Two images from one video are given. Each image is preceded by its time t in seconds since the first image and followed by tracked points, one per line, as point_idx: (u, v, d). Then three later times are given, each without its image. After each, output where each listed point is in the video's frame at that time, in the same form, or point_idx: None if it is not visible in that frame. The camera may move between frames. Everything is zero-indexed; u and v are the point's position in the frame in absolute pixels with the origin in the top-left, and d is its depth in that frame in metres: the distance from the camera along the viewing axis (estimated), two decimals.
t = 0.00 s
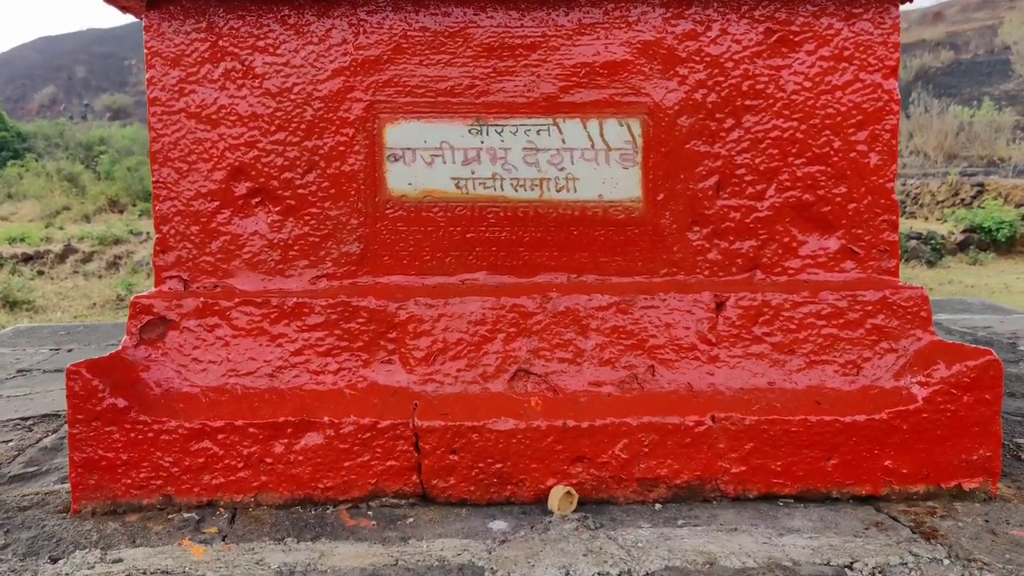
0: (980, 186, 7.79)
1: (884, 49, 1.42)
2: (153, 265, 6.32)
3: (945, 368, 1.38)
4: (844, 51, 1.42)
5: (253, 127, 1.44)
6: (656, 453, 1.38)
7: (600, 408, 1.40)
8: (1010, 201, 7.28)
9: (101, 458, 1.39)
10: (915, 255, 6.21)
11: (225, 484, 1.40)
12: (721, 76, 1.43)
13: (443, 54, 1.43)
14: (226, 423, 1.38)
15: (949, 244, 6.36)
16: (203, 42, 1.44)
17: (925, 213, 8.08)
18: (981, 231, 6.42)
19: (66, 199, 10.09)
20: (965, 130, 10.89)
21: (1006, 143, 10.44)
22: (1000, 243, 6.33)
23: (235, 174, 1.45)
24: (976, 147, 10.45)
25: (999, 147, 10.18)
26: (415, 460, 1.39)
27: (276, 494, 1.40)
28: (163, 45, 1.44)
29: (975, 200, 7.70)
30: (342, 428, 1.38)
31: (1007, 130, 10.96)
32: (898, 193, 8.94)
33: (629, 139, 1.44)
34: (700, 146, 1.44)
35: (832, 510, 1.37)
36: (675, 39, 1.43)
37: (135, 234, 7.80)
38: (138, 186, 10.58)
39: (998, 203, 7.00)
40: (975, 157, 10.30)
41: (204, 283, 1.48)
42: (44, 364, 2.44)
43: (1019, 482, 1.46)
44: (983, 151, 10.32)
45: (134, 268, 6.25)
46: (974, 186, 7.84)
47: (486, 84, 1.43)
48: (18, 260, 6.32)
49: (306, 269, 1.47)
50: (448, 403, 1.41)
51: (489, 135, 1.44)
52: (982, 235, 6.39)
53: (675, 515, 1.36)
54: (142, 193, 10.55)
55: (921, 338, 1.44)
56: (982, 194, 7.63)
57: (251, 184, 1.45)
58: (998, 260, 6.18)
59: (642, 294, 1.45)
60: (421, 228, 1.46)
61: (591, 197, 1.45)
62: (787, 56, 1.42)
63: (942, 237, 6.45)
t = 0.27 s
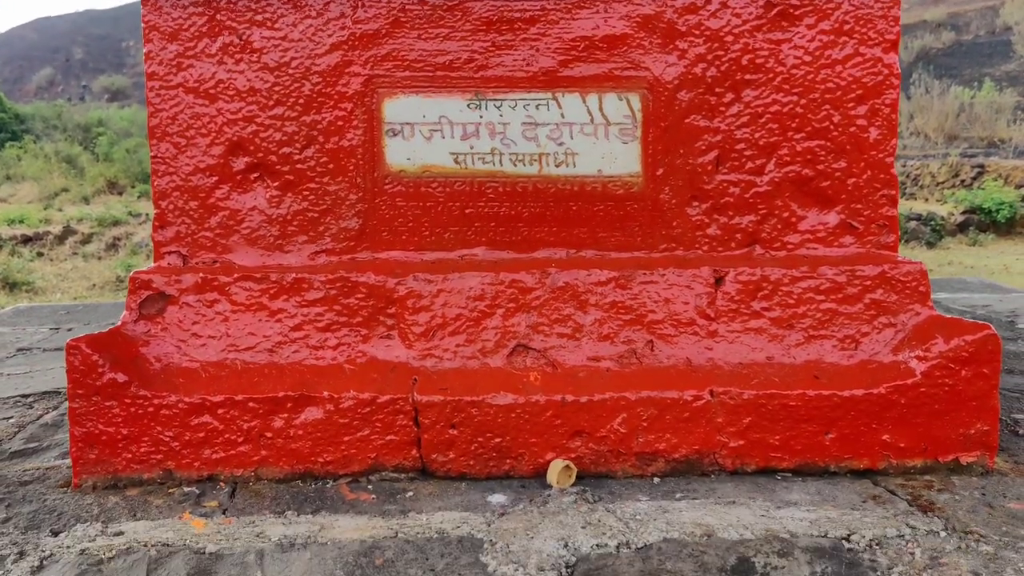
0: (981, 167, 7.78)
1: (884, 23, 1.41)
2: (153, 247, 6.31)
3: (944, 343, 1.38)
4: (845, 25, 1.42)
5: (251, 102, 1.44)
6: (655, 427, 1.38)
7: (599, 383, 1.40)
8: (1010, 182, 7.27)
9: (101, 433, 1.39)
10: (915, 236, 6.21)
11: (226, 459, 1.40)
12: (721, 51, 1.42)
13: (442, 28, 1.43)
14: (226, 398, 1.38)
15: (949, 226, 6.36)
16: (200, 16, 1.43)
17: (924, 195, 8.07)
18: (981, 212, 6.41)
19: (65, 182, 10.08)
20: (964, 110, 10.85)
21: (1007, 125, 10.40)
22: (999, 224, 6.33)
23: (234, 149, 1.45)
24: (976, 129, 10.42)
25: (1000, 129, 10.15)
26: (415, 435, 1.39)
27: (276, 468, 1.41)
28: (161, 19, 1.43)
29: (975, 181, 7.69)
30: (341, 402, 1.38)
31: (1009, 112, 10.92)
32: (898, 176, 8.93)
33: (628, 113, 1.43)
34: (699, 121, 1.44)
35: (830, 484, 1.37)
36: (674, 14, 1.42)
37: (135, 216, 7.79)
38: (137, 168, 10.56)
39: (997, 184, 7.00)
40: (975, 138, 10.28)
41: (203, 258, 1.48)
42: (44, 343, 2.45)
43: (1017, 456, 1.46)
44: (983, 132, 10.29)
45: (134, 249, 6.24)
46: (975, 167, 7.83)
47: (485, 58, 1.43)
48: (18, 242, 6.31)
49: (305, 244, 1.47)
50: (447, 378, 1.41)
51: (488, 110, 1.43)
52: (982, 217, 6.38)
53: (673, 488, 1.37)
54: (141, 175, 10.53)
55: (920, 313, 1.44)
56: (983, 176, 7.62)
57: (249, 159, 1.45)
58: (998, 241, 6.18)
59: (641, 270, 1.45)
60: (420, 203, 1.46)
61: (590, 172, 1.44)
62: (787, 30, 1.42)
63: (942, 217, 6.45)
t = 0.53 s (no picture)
0: (981, 149, 7.76)
1: None
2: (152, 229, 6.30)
3: (942, 320, 1.38)
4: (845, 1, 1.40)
5: (248, 79, 1.43)
6: (653, 405, 1.39)
7: (597, 360, 1.40)
8: (1010, 164, 7.25)
9: (100, 410, 1.40)
10: (915, 219, 6.21)
11: (224, 437, 1.40)
12: (721, 27, 1.41)
13: (439, 4, 1.42)
14: (224, 376, 1.38)
15: (949, 208, 6.35)
16: None
17: (925, 177, 8.07)
18: (981, 194, 6.40)
19: (64, 166, 10.05)
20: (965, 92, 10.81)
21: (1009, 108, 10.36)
22: (1000, 207, 6.33)
23: (231, 126, 1.44)
24: (976, 111, 10.40)
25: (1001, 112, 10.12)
26: (414, 412, 1.39)
27: (275, 446, 1.41)
28: None
29: (975, 164, 7.67)
30: (340, 380, 1.38)
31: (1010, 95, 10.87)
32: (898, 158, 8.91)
33: (627, 90, 1.43)
34: (698, 98, 1.43)
35: (828, 461, 1.37)
36: None
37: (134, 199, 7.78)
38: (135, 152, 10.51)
39: (997, 167, 6.99)
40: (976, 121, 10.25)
41: (201, 236, 1.47)
42: (44, 324, 2.45)
43: (1015, 434, 1.46)
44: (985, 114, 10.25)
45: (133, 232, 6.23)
46: (975, 148, 7.81)
47: (483, 34, 1.42)
48: (17, 225, 6.30)
49: (303, 222, 1.47)
50: (445, 356, 1.41)
51: (487, 87, 1.42)
52: (982, 199, 6.37)
53: (671, 465, 1.37)
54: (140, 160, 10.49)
55: (919, 291, 1.44)
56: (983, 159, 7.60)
57: (246, 136, 1.44)
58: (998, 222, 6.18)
59: (640, 248, 1.45)
60: (418, 181, 1.46)
61: (589, 149, 1.44)
62: (787, 6, 1.41)
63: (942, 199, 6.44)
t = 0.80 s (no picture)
0: (982, 128, 7.74)
1: None
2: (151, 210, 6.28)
3: (942, 295, 1.37)
4: None
5: (244, 54, 1.42)
6: (652, 380, 1.38)
7: (596, 336, 1.40)
8: (1010, 144, 7.24)
9: (98, 387, 1.39)
10: (914, 198, 6.21)
11: (223, 413, 1.40)
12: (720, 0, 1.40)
13: None
14: (222, 352, 1.38)
15: (949, 188, 6.35)
16: None
17: (925, 156, 8.06)
18: (981, 173, 6.38)
19: (61, 150, 10.01)
20: (966, 73, 10.75)
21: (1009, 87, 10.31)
22: (1000, 186, 6.30)
23: (227, 102, 1.43)
24: (976, 92, 10.36)
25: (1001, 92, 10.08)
26: (412, 388, 1.39)
27: (274, 422, 1.41)
28: None
29: (975, 144, 7.65)
30: (338, 356, 1.38)
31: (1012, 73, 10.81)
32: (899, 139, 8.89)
33: (627, 64, 1.41)
34: (698, 72, 1.42)
35: (827, 436, 1.37)
36: None
37: (133, 183, 7.76)
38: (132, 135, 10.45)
39: (997, 146, 6.96)
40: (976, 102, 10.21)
41: (198, 213, 1.47)
42: (42, 303, 2.44)
43: (1014, 409, 1.46)
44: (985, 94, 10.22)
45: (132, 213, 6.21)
46: (976, 128, 7.79)
47: (481, 8, 1.41)
48: (16, 207, 6.28)
49: (300, 198, 1.46)
50: (444, 332, 1.41)
51: (485, 61, 1.41)
52: (982, 178, 6.35)
53: (670, 441, 1.37)
54: (137, 144, 10.44)
55: (919, 266, 1.43)
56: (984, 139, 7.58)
57: (243, 112, 1.43)
58: (998, 202, 6.17)
59: (639, 224, 1.44)
60: (416, 156, 1.45)
61: (588, 124, 1.43)
62: None
63: (942, 179, 6.43)
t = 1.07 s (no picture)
0: (982, 112, 7.71)
1: None
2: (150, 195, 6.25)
3: (942, 276, 1.37)
4: None
5: (241, 34, 1.41)
6: (651, 362, 1.38)
7: (595, 318, 1.39)
8: (1011, 128, 7.22)
9: (97, 369, 1.39)
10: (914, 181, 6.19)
11: (222, 395, 1.40)
12: None
13: None
14: (221, 334, 1.37)
15: (949, 171, 6.34)
16: None
17: (925, 141, 8.04)
18: (981, 157, 6.36)
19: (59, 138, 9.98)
20: (968, 58, 10.70)
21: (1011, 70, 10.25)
22: (1000, 170, 6.27)
23: (224, 83, 1.42)
24: (977, 76, 10.32)
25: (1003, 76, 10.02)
26: (411, 370, 1.39)
27: (273, 404, 1.40)
28: None
29: (976, 127, 7.62)
30: (337, 338, 1.37)
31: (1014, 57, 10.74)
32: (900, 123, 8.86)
33: (626, 44, 1.41)
34: (698, 52, 1.41)
35: (826, 417, 1.37)
36: None
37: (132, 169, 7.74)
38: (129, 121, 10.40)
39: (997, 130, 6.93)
40: (976, 86, 10.17)
41: (196, 195, 1.46)
42: (41, 288, 2.44)
43: (1013, 390, 1.46)
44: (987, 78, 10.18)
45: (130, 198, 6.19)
46: (976, 112, 7.76)
47: None
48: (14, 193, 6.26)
49: (298, 180, 1.45)
50: (443, 314, 1.40)
51: (483, 41, 1.40)
52: (983, 162, 6.33)
53: (669, 422, 1.37)
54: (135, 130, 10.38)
55: (919, 247, 1.43)
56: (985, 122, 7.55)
57: (240, 93, 1.43)
58: (998, 186, 6.16)
59: (639, 205, 1.43)
60: (415, 137, 1.44)
61: (587, 105, 1.42)
62: None
63: (943, 163, 6.42)
